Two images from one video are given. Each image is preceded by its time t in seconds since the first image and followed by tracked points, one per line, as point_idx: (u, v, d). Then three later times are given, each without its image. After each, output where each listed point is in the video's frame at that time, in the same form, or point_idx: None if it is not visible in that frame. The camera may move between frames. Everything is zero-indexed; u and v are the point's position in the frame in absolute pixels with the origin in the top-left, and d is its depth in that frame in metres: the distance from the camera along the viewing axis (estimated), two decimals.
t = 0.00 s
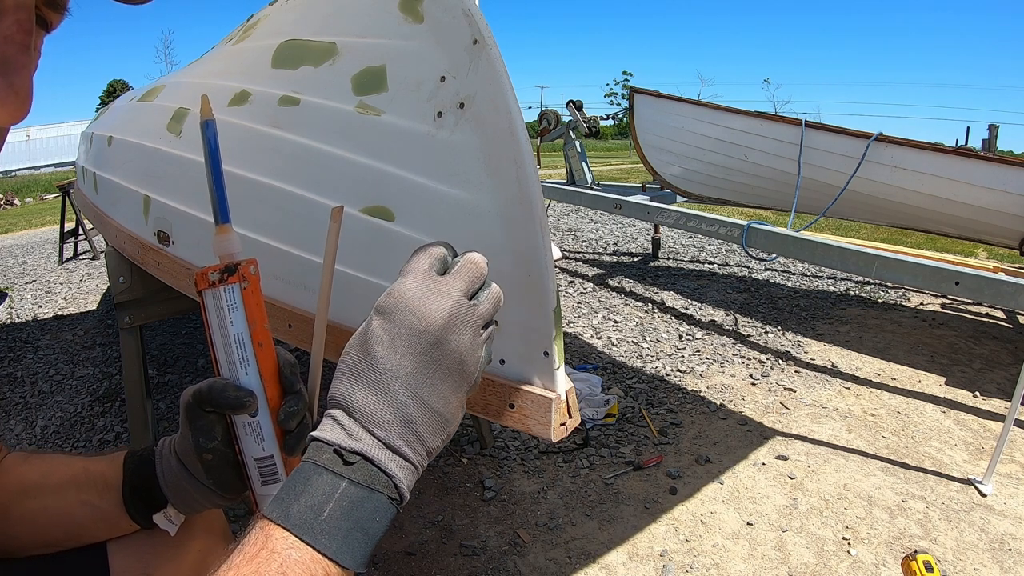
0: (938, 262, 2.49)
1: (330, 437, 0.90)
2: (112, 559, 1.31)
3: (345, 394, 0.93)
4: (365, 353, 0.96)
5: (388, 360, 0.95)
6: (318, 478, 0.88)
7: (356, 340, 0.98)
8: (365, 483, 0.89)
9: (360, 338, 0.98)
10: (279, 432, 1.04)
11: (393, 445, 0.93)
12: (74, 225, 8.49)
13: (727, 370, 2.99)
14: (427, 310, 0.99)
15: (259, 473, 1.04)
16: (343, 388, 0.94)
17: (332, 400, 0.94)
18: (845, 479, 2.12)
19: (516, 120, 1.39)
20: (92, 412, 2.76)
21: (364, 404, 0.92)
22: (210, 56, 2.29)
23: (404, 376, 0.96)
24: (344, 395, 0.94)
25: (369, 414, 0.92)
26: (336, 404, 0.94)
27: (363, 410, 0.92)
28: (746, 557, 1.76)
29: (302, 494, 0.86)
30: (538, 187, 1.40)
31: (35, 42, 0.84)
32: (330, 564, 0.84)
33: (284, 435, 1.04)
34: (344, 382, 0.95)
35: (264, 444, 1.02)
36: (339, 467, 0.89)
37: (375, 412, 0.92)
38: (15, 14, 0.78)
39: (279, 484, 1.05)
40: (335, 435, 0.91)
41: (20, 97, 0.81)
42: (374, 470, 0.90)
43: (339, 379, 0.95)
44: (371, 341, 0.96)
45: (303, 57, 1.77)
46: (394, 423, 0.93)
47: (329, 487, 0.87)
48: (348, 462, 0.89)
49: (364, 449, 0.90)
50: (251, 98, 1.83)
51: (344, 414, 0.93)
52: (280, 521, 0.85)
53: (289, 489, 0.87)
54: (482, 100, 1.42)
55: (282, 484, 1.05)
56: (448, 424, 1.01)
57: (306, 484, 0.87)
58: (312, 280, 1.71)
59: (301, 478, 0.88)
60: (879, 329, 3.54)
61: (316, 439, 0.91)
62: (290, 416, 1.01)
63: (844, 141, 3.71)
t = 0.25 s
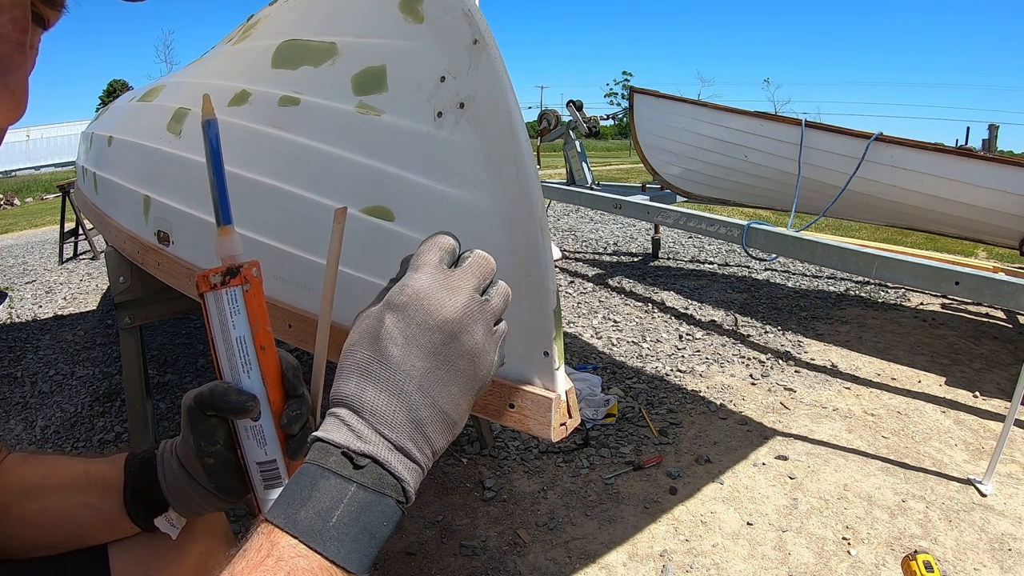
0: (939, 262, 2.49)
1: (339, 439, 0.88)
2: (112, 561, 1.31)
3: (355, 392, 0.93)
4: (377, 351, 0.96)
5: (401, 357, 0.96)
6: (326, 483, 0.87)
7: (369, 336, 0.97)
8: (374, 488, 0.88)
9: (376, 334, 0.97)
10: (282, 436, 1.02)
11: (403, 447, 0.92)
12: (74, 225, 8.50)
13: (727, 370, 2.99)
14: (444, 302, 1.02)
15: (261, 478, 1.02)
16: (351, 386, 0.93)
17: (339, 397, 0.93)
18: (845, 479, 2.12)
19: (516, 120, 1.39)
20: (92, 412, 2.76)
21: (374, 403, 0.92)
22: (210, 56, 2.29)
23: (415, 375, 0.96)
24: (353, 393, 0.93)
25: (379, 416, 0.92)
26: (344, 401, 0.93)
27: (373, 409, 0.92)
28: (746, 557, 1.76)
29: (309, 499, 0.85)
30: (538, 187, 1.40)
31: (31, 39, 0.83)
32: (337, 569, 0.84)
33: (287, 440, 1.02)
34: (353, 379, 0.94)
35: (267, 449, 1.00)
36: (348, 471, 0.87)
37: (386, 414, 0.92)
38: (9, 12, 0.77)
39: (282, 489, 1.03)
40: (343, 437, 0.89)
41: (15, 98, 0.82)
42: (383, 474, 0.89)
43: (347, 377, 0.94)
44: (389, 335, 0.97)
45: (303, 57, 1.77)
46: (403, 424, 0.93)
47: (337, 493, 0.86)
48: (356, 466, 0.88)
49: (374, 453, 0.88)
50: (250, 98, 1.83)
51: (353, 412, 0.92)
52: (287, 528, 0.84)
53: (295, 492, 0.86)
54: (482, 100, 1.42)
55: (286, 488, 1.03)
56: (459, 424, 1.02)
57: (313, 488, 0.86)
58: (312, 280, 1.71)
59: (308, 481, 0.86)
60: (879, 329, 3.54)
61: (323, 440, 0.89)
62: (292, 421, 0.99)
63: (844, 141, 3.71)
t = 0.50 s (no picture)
0: (939, 262, 2.49)
1: (376, 456, 0.81)
2: (113, 561, 1.31)
3: (377, 394, 0.85)
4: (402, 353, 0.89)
5: (427, 361, 0.90)
6: (359, 504, 0.79)
7: (395, 337, 0.90)
8: (406, 507, 0.83)
9: (407, 340, 0.90)
10: (283, 438, 1.01)
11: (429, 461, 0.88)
12: (74, 225, 8.50)
13: (727, 370, 2.99)
14: (478, 308, 0.98)
15: (262, 480, 1.01)
16: (371, 387, 0.86)
17: (356, 398, 0.86)
18: (845, 479, 2.12)
19: (516, 120, 1.39)
20: (92, 412, 2.76)
21: (398, 408, 0.85)
22: (210, 56, 2.29)
23: (440, 381, 0.91)
24: (373, 394, 0.85)
25: (416, 431, 0.86)
26: (363, 402, 0.85)
27: (398, 415, 0.85)
28: (746, 557, 1.76)
29: (338, 519, 0.78)
30: (538, 187, 1.40)
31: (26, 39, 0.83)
32: None
33: (288, 442, 1.01)
34: (373, 381, 0.86)
35: (268, 451, 0.99)
36: (384, 492, 0.81)
37: (422, 429, 0.87)
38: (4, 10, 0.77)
39: (284, 490, 1.02)
40: (380, 453, 0.81)
41: (10, 99, 0.82)
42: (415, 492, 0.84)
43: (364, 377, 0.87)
44: (423, 342, 0.90)
45: (303, 57, 1.77)
46: (427, 432, 0.88)
47: (369, 515, 0.79)
48: (390, 485, 0.81)
49: (408, 470, 0.82)
50: (250, 98, 1.83)
51: (376, 416, 0.84)
52: (316, 554, 0.77)
53: (319, 509, 0.78)
54: (482, 100, 1.42)
55: (286, 490, 1.02)
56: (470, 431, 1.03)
57: (347, 510, 0.79)
58: (312, 280, 1.71)
59: (341, 503, 0.79)
60: (879, 329, 3.54)
61: (353, 453, 0.81)
62: (293, 422, 0.98)
63: (844, 141, 3.71)
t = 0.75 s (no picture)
0: (939, 262, 2.49)
1: (388, 455, 0.79)
2: (113, 562, 1.31)
3: (383, 386, 0.84)
4: (406, 342, 0.87)
5: (429, 348, 0.89)
6: (371, 504, 0.78)
7: (398, 326, 0.88)
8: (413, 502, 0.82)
9: (409, 327, 0.88)
10: (284, 438, 1.01)
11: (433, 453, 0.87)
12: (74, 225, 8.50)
13: (727, 370, 2.99)
14: (472, 289, 0.98)
15: (263, 481, 1.01)
16: (376, 379, 0.84)
17: (361, 392, 0.83)
18: (845, 479, 2.12)
19: (516, 120, 1.39)
20: (92, 412, 2.76)
21: (404, 399, 0.84)
22: (210, 56, 2.29)
23: (441, 368, 0.90)
24: (379, 386, 0.84)
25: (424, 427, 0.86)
26: (368, 396, 0.83)
27: (405, 407, 0.84)
28: (746, 557, 1.76)
29: (349, 520, 0.77)
30: (538, 187, 1.40)
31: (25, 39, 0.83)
32: None
33: (289, 443, 1.01)
34: (377, 371, 0.85)
35: (269, 451, 0.99)
36: (395, 490, 0.80)
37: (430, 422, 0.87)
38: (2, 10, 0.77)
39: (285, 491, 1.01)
40: (392, 452, 0.80)
41: (9, 99, 0.82)
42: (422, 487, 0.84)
43: (367, 368, 0.85)
44: (427, 329, 0.90)
45: (303, 57, 1.77)
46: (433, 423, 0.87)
47: (380, 514, 0.78)
48: (400, 482, 0.80)
49: (418, 465, 0.82)
50: (250, 98, 1.83)
51: (382, 410, 0.82)
52: (331, 559, 0.76)
53: (329, 511, 0.77)
54: (482, 100, 1.42)
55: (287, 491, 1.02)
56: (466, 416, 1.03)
57: (359, 510, 0.77)
58: (313, 280, 1.70)
59: (353, 504, 0.77)
60: (879, 329, 3.54)
61: (362, 452, 0.79)
62: (293, 423, 0.98)
63: (844, 141, 3.71)
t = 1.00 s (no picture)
0: (939, 262, 2.49)
1: (393, 456, 0.79)
2: (112, 562, 1.31)
3: (390, 386, 0.83)
4: (411, 339, 0.87)
5: (434, 345, 0.89)
6: (377, 506, 0.78)
7: (403, 322, 0.88)
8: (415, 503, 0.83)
9: (413, 323, 0.88)
10: (284, 440, 1.01)
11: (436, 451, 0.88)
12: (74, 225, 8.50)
13: (727, 370, 2.99)
14: (475, 284, 0.98)
15: (263, 481, 1.01)
16: (382, 378, 0.84)
17: (365, 392, 0.83)
18: (845, 479, 2.12)
19: (516, 120, 1.39)
20: (92, 412, 2.76)
21: (410, 399, 0.84)
22: (210, 56, 2.29)
23: (447, 366, 0.91)
24: (385, 386, 0.83)
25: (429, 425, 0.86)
26: (374, 396, 0.83)
27: (411, 407, 0.84)
28: (746, 557, 1.76)
29: (355, 523, 0.77)
30: (538, 187, 1.40)
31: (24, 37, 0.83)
32: None
33: (289, 444, 1.01)
34: (384, 371, 0.84)
35: (268, 452, 0.99)
36: (399, 490, 0.80)
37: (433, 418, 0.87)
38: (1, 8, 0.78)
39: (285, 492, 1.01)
40: (397, 453, 0.80)
41: (7, 98, 0.82)
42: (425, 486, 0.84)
43: (373, 367, 0.84)
44: (435, 328, 0.90)
45: (303, 57, 1.77)
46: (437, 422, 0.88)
47: (384, 516, 0.78)
48: (404, 483, 0.80)
49: (422, 464, 0.82)
50: (250, 98, 1.83)
51: (389, 411, 0.83)
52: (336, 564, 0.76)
53: (336, 515, 0.77)
54: (482, 99, 1.42)
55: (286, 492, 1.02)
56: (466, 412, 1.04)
57: (364, 513, 0.77)
58: (313, 280, 1.70)
59: (358, 507, 0.77)
60: (879, 329, 3.54)
61: (369, 455, 0.78)
62: (293, 424, 0.98)
63: (844, 141, 3.71)
